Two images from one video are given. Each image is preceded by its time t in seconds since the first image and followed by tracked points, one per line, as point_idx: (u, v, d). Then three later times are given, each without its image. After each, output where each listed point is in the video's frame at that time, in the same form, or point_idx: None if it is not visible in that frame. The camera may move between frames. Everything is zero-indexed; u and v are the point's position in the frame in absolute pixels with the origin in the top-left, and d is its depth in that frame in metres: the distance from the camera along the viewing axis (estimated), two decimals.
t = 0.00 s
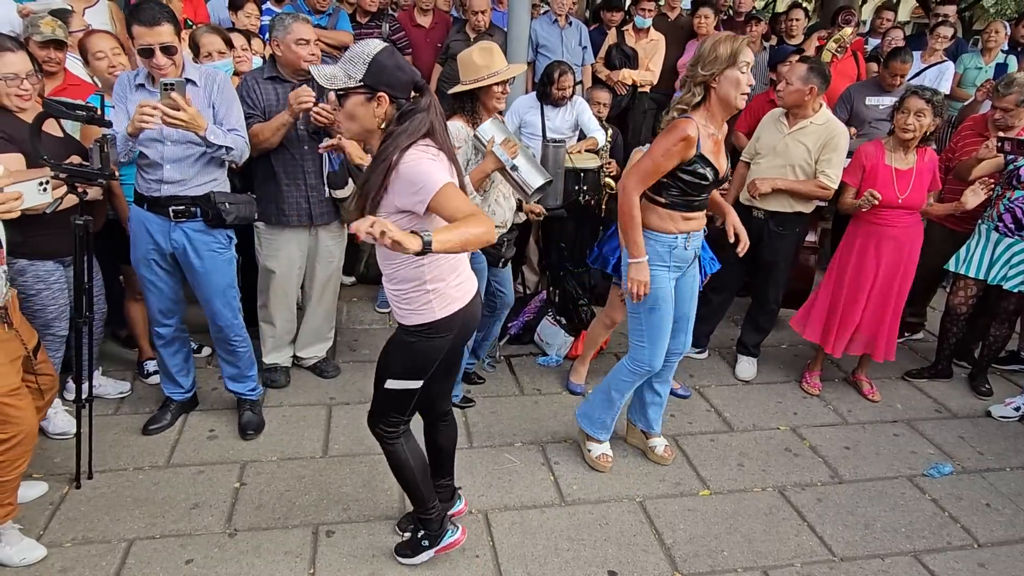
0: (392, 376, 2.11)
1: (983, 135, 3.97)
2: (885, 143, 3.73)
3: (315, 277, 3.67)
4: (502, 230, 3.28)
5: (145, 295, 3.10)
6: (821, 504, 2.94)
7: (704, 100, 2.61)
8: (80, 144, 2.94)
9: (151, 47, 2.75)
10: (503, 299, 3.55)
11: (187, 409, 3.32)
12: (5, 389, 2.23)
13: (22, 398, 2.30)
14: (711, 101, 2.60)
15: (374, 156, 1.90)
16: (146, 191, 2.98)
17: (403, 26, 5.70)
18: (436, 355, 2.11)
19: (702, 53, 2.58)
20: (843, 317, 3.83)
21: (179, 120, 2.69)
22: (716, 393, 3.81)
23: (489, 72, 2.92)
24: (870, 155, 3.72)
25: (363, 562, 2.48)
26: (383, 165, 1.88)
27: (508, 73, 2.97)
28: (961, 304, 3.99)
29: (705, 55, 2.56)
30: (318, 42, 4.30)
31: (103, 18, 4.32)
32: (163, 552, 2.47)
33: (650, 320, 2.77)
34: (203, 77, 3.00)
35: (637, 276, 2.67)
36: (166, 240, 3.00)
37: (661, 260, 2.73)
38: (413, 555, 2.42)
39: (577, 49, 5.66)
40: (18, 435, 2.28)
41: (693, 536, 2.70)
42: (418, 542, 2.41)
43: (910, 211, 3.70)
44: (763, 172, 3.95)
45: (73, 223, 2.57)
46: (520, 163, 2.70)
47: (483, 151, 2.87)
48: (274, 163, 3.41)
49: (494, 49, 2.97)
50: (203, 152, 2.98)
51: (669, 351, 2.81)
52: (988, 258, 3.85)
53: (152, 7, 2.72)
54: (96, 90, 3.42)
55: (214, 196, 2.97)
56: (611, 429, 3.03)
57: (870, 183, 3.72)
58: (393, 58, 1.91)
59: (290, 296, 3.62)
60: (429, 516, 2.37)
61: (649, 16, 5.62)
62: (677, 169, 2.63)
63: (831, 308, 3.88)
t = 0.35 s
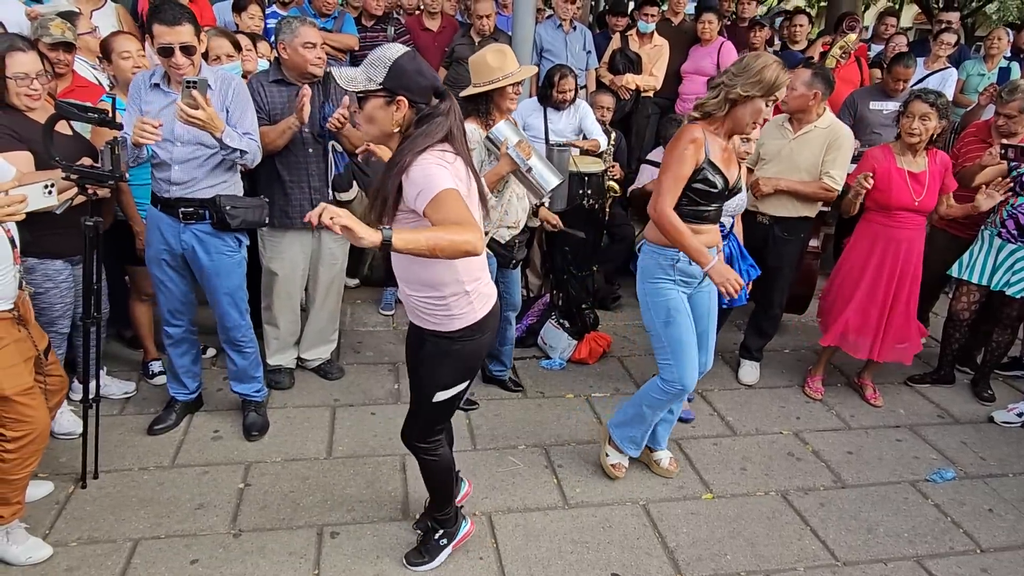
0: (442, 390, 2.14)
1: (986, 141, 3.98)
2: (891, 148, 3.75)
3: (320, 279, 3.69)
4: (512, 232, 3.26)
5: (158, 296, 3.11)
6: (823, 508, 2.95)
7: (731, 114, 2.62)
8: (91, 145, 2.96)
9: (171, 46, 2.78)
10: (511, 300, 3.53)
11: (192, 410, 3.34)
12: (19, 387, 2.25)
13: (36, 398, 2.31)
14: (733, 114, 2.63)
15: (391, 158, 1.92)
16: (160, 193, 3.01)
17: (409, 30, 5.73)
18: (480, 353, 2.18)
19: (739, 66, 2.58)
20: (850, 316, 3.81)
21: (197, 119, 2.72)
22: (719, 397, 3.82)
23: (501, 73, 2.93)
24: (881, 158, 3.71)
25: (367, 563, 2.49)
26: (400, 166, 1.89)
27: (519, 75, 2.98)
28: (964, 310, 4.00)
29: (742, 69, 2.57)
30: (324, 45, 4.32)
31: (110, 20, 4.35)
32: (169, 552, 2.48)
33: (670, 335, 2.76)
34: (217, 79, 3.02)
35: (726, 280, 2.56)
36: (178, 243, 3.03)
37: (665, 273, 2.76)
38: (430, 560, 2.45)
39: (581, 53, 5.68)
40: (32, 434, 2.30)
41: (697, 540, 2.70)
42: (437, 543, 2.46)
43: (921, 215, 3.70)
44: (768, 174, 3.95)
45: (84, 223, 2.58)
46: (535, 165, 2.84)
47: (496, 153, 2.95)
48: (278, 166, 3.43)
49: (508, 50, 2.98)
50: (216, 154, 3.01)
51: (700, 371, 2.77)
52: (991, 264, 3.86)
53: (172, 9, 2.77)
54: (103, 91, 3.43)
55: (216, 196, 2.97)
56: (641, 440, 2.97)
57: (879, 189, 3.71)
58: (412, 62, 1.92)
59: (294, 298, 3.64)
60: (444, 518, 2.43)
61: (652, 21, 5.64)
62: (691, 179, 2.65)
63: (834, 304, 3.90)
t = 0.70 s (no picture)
0: (443, 394, 2.10)
1: (982, 144, 4.02)
2: (891, 149, 3.73)
3: (314, 279, 3.68)
4: (523, 229, 3.26)
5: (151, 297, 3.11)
6: (818, 510, 2.95)
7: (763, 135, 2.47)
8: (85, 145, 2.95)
9: (166, 43, 2.76)
10: (512, 297, 3.61)
11: (186, 410, 3.32)
12: (17, 388, 2.24)
13: (32, 399, 2.30)
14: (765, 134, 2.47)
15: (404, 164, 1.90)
16: (157, 192, 2.99)
17: (406, 31, 5.73)
18: (482, 365, 2.10)
19: (790, 88, 2.42)
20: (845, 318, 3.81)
21: (191, 119, 2.73)
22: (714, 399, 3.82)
23: (521, 70, 2.95)
24: (877, 160, 3.72)
25: (361, 563, 2.48)
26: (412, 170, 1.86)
27: (538, 73, 3.02)
28: (958, 312, 4.01)
29: (789, 92, 2.41)
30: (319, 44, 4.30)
31: (104, 19, 4.34)
32: (160, 553, 2.47)
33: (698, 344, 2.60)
34: (216, 80, 3.02)
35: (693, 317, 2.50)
36: (175, 242, 3.01)
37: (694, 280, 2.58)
38: (436, 570, 2.40)
39: (577, 55, 5.69)
40: (26, 433, 2.29)
41: (691, 541, 2.70)
42: (445, 557, 2.39)
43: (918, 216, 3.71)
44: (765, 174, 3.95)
45: (77, 222, 2.57)
46: (552, 164, 2.97)
47: (517, 149, 3.00)
48: (273, 166, 3.43)
49: (527, 49, 3.01)
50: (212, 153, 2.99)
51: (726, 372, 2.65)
52: (985, 266, 3.87)
53: (167, 7, 2.76)
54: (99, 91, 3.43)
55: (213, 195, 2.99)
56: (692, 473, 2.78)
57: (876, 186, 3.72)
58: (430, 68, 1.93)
59: (289, 298, 3.63)
60: (462, 535, 2.36)
61: (648, 23, 5.64)
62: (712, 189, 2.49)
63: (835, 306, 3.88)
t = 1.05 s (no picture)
0: (437, 406, 2.04)
1: (962, 146, 4.04)
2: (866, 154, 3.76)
3: (301, 281, 3.66)
4: (522, 229, 3.38)
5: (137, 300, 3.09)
6: (802, 509, 2.97)
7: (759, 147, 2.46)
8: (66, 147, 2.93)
9: (154, 44, 2.75)
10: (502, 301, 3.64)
11: (170, 414, 3.30)
12: None
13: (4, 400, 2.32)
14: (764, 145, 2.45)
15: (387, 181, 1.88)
16: (144, 195, 2.97)
17: (394, 33, 5.74)
18: (475, 376, 2.04)
19: (781, 95, 2.41)
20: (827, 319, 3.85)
21: (179, 121, 2.70)
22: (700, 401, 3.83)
23: (522, 72, 2.98)
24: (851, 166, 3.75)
25: (347, 567, 2.47)
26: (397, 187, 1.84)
27: (537, 75, 3.02)
28: (940, 313, 4.05)
29: (782, 99, 2.40)
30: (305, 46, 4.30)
31: (87, 20, 4.32)
32: (144, 557, 2.45)
33: (694, 357, 2.59)
34: (203, 82, 3.00)
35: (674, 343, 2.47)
36: (163, 245, 3.00)
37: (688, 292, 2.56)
38: None
39: (564, 57, 5.70)
40: None
41: (677, 542, 2.71)
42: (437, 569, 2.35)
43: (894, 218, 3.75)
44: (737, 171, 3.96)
45: (55, 225, 2.54)
46: (558, 169, 2.94)
47: (523, 153, 3.05)
48: (259, 170, 3.42)
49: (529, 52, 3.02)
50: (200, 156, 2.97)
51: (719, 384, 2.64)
52: (966, 266, 3.91)
53: (155, 7, 2.75)
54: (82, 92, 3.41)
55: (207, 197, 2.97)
56: (684, 482, 2.79)
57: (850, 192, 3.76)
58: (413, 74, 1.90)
59: (276, 301, 3.62)
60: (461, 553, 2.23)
61: (635, 26, 5.66)
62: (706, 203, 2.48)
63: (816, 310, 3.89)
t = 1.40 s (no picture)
0: (402, 433, 2.01)
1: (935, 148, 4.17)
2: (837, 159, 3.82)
3: (280, 288, 3.66)
4: (506, 232, 3.31)
5: (112, 308, 3.05)
6: (780, 508, 3.00)
7: (736, 154, 2.40)
8: (39, 155, 2.91)
9: (133, 52, 2.73)
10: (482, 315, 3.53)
11: (149, 422, 3.28)
12: None
13: None
14: (742, 151, 2.38)
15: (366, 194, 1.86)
16: (124, 204, 2.95)
17: (374, 38, 5.74)
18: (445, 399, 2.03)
19: (760, 100, 2.32)
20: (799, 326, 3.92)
21: (162, 129, 2.69)
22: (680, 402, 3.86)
23: (498, 78, 3.01)
24: (823, 171, 3.81)
25: (326, 573, 2.47)
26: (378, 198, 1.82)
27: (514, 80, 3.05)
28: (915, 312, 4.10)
29: (759, 105, 2.31)
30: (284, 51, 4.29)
31: (60, 26, 4.29)
32: (121, 567, 2.43)
33: (660, 366, 2.58)
34: (184, 90, 2.99)
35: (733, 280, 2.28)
36: (145, 253, 2.98)
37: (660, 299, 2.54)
38: None
39: (544, 62, 5.73)
40: None
41: (657, 543, 2.73)
42: None
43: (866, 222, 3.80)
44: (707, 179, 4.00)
45: (29, 234, 2.52)
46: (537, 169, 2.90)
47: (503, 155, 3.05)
48: (238, 172, 3.39)
49: (505, 58, 3.06)
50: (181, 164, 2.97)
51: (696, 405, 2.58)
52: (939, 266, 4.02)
53: (134, 15, 2.73)
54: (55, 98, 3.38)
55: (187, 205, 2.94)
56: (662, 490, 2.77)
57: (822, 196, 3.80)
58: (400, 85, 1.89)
59: (258, 306, 3.61)
60: None
61: (615, 31, 5.70)
62: (678, 209, 2.47)
63: (781, 314, 3.99)
